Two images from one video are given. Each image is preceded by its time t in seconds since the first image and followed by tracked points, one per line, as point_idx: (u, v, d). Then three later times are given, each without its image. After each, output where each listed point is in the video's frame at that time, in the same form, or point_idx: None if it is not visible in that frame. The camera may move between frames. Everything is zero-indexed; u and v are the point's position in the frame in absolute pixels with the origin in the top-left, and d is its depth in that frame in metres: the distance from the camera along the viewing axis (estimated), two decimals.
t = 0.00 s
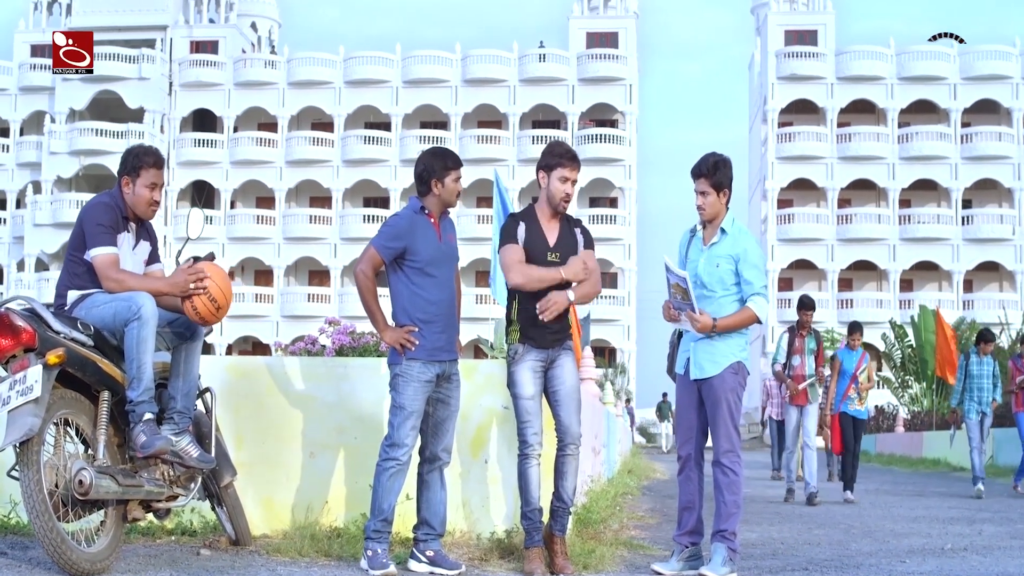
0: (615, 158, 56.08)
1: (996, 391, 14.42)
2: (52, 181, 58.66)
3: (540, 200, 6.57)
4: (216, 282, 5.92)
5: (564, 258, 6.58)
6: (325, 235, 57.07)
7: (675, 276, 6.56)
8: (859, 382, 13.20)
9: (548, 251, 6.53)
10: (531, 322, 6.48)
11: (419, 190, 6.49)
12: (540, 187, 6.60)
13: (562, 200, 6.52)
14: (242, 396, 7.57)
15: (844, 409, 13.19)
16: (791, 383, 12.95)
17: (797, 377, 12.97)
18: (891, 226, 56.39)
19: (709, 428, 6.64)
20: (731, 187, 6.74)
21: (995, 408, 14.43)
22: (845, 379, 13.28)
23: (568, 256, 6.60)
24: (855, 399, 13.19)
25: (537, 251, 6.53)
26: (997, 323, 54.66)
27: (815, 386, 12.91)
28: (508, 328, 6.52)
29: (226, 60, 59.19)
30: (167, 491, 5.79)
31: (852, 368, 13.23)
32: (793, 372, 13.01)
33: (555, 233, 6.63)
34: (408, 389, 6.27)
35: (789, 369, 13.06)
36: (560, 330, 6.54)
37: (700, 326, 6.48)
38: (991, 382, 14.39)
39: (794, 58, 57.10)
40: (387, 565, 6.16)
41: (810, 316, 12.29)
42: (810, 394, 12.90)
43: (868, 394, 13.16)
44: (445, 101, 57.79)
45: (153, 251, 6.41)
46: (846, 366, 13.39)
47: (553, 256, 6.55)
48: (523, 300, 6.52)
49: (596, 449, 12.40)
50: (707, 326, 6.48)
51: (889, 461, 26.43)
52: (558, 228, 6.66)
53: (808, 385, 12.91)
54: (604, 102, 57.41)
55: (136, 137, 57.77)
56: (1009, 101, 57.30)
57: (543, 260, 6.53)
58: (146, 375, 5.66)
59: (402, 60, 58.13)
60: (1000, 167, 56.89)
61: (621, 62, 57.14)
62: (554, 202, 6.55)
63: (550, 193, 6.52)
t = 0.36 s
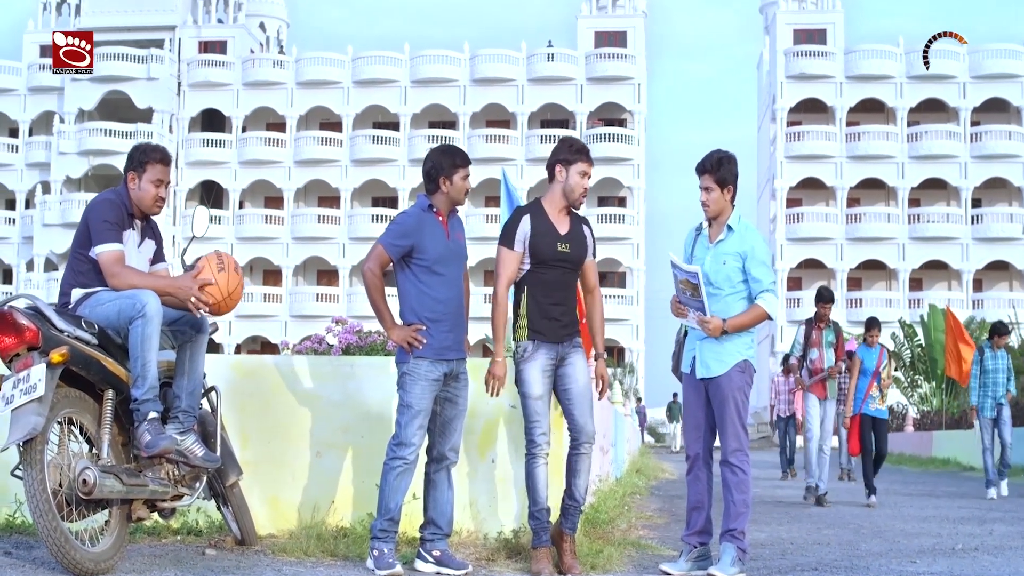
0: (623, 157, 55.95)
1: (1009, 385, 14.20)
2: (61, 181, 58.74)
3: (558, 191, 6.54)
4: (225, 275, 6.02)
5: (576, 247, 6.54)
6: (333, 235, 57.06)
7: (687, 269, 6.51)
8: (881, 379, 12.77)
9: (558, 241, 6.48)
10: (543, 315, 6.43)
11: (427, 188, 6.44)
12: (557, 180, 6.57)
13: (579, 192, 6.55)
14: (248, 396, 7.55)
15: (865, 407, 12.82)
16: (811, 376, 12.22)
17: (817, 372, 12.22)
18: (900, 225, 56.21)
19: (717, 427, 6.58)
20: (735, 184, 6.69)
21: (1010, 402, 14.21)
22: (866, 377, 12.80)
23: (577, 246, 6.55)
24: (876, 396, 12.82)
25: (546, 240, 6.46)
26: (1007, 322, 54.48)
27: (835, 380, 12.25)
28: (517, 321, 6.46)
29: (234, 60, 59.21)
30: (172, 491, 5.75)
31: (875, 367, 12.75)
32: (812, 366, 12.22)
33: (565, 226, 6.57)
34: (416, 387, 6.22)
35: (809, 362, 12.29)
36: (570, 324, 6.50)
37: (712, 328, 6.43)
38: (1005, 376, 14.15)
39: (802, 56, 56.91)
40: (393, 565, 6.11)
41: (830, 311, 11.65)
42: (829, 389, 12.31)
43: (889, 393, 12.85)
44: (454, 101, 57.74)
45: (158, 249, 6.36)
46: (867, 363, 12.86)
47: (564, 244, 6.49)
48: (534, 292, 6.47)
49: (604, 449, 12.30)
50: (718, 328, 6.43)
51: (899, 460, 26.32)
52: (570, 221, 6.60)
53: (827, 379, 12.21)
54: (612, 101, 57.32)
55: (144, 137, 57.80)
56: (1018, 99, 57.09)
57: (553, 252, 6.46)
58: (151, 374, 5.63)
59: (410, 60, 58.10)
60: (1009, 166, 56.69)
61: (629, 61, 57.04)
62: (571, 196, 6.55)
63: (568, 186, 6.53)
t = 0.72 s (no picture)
0: (629, 156, 55.85)
1: None
2: (67, 181, 58.77)
3: (573, 189, 6.65)
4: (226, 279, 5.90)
5: (586, 244, 6.64)
6: (339, 234, 57.02)
7: (688, 265, 6.42)
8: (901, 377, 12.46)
9: (570, 236, 6.58)
10: (556, 307, 6.49)
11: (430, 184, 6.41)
12: (571, 180, 6.67)
13: (595, 191, 6.65)
14: (251, 393, 7.50)
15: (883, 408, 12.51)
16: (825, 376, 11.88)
17: (832, 371, 11.88)
18: (906, 224, 56.05)
19: (721, 426, 6.54)
20: (737, 180, 6.63)
21: None
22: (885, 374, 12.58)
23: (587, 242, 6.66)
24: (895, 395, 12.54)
25: (559, 236, 6.53)
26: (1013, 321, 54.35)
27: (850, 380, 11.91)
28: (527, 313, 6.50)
29: (240, 60, 59.22)
30: (173, 489, 5.70)
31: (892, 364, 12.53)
32: (826, 365, 11.89)
33: (578, 223, 6.67)
34: (420, 385, 6.17)
35: (823, 363, 11.92)
36: (579, 319, 6.55)
37: (716, 324, 6.37)
38: None
39: (808, 55, 56.78)
40: (397, 565, 6.07)
41: (842, 307, 11.28)
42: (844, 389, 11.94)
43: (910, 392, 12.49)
44: (459, 100, 57.69)
45: (158, 246, 6.33)
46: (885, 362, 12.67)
47: (577, 239, 6.59)
48: (545, 285, 6.51)
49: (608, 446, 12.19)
50: (723, 324, 6.37)
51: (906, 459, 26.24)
52: (580, 220, 6.70)
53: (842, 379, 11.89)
54: (618, 100, 57.23)
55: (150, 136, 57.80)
56: None
57: (566, 246, 6.54)
58: (151, 372, 5.60)
59: (416, 59, 58.05)
60: (1015, 164, 56.52)
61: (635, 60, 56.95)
62: (586, 195, 6.66)
63: (584, 186, 6.63)
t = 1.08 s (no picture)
0: (629, 155, 55.80)
1: None
2: (66, 180, 58.70)
3: (585, 192, 6.65)
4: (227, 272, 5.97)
5: (594, 246, 6.66)
6: (338, 233, 56.94)
7: (685, 263, 6.39)
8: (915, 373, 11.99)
9: (581, 237, 6.60)
10: (563, 307, 6.50)
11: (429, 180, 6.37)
12: (582, 183, 6.67)
13: (606, 194, 6.65)
14: (248, 392, 7.47)
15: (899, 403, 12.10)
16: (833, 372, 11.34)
17: (839, 367, 11.34)
18: (906, 223, 55.99)
19: (719, 425, 6.50)
20: (735, 177, 6.59)
21: None
22: (900, 369, 12.09)
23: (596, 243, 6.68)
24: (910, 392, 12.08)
25: (569, 235, 6.56)
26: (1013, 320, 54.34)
27: (860, 376, 11.34)
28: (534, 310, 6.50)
29: (239, 59, 59.18)
30: (168, 488, 5.65)
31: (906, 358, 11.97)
32: (835, 361, 11.35)
33: (587, 225, 6.69)
34: (415, 380, 6.13)
35: (832, 358, 11.38)
36: (585, 319, 6.56)
37: (714, 322, 6.33)
38: None
39: (808, 54, 56.75)
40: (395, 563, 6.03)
41: (854, 302, 11.04)
42: (853, 385, 11.33)
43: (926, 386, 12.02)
44: (458, 99, 57.65)
45: (153, 243, 6.29)
46: (901, 355, 12.20)
47: (586, 241, 6.61)
48: (554, 283, 6.53)
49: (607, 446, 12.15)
50: (721, 322, 6.33)
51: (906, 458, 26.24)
52: (590, 222, 6.72)
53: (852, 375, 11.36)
54: (617, 99, 57.17)
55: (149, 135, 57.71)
56: None
57: (576, 246, 6.56)
58: (145, 370, 5.54)
59: (416, 58, 57.99)
60: (1015, 164, 56.48)
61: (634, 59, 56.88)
62: (597, 198, 6.66)
63: (595, 189, 6.63)
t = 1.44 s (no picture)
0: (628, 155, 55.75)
1: None
2: (65, 180, 58.62)
3: (596, 195, 6.61)
4: (227, 272, 6.01)
5: (603, 249, 6.63)
6: (337, 233, 56.89)
7: (684, 263, 6.35)
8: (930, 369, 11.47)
9: (589, 240, 6.56)
10: (567, 307, 6.47)
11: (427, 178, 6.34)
12: (593, 186, 6.63)
13: (617, 196, 6.61)
14: (244, 391, 7.42)
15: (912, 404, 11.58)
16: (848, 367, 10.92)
17: (856, 362, 10.93)
18: (906, 223, 55.93)
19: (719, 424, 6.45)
20: (733, 175, 6.55)
21: None
22: (914, 367, 11.54)
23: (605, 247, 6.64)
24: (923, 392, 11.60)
25: (578, 237, 6.53)
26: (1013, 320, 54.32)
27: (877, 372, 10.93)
28: (540, 309, 6.47)
29: (239, 59, 59.16)
30: (164, 488, 5.60)
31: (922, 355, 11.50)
32: (851, 355, 10.96)
33: (597, 229, 6.65)
34: (409, 379, 6.11)
35: (847, 352, 11.02)
36: (588, 322, 6.51)
37: (714, 322, 6.29)
38: None
39: (807, 54, 56.71)
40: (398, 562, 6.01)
41: (869, 293, 10.67)
42: (870, 380, 10.97)
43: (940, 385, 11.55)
44: (458, 99, 57.62)
45: (151, 242, 6.25)
46: (914, 352, 11.62)
47: (594, 244, 6.57)
48: (560, 283, 6.50)
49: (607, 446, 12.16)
50: (720, 322, 6.29)
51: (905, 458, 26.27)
52: (600, 226, 6.68)
53: (869, 369, 10.94)
54: (617, 99, 57.13)
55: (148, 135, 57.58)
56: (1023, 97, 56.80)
57: (584, 248, 6.53)
58: (141, 369, 5.51)
59: (415, 58, 57.93)
60: (1015, 163, 56.44)
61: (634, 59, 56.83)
62: (609, 200, 6.62)
63: (606, 191, 6.60)
